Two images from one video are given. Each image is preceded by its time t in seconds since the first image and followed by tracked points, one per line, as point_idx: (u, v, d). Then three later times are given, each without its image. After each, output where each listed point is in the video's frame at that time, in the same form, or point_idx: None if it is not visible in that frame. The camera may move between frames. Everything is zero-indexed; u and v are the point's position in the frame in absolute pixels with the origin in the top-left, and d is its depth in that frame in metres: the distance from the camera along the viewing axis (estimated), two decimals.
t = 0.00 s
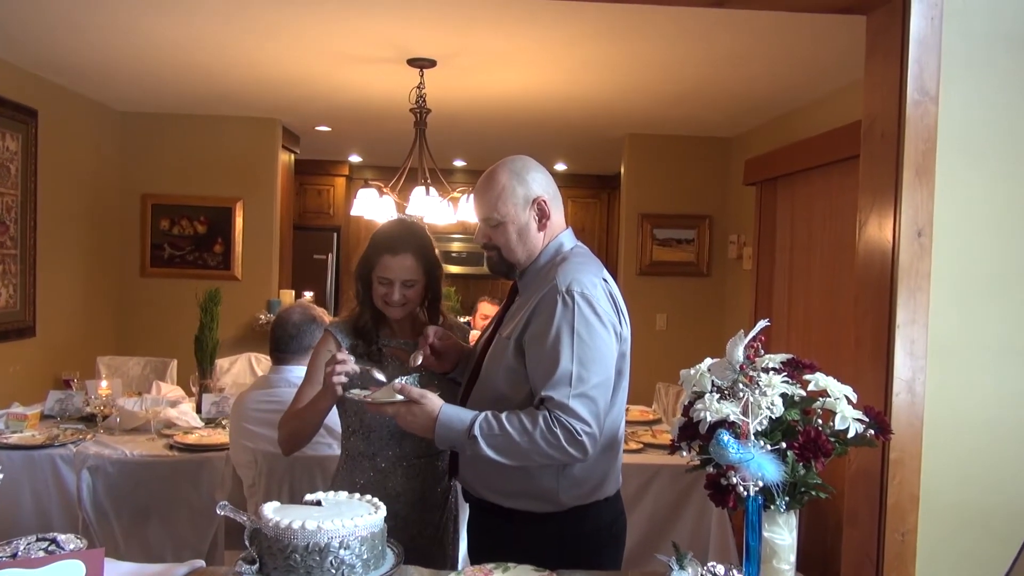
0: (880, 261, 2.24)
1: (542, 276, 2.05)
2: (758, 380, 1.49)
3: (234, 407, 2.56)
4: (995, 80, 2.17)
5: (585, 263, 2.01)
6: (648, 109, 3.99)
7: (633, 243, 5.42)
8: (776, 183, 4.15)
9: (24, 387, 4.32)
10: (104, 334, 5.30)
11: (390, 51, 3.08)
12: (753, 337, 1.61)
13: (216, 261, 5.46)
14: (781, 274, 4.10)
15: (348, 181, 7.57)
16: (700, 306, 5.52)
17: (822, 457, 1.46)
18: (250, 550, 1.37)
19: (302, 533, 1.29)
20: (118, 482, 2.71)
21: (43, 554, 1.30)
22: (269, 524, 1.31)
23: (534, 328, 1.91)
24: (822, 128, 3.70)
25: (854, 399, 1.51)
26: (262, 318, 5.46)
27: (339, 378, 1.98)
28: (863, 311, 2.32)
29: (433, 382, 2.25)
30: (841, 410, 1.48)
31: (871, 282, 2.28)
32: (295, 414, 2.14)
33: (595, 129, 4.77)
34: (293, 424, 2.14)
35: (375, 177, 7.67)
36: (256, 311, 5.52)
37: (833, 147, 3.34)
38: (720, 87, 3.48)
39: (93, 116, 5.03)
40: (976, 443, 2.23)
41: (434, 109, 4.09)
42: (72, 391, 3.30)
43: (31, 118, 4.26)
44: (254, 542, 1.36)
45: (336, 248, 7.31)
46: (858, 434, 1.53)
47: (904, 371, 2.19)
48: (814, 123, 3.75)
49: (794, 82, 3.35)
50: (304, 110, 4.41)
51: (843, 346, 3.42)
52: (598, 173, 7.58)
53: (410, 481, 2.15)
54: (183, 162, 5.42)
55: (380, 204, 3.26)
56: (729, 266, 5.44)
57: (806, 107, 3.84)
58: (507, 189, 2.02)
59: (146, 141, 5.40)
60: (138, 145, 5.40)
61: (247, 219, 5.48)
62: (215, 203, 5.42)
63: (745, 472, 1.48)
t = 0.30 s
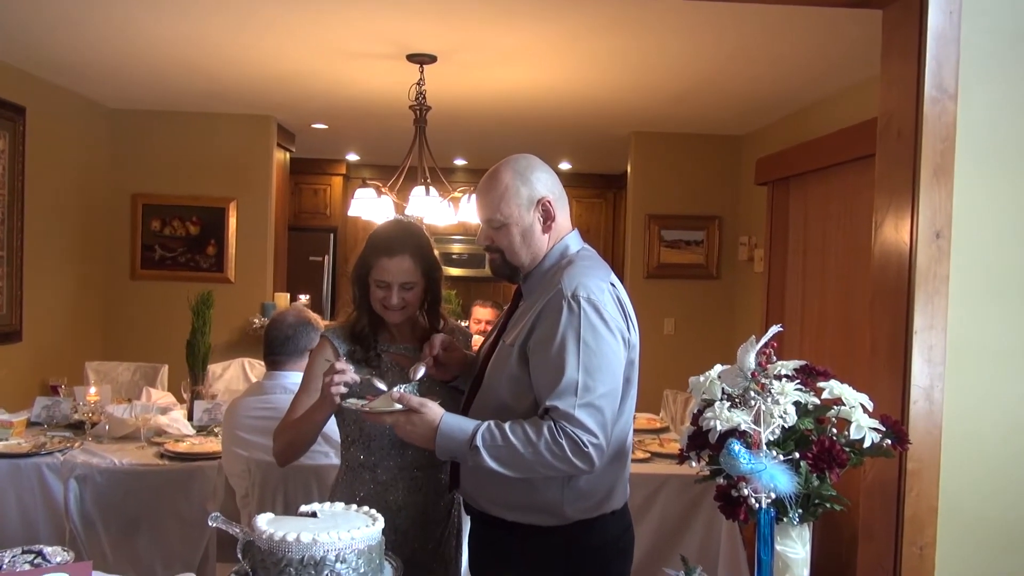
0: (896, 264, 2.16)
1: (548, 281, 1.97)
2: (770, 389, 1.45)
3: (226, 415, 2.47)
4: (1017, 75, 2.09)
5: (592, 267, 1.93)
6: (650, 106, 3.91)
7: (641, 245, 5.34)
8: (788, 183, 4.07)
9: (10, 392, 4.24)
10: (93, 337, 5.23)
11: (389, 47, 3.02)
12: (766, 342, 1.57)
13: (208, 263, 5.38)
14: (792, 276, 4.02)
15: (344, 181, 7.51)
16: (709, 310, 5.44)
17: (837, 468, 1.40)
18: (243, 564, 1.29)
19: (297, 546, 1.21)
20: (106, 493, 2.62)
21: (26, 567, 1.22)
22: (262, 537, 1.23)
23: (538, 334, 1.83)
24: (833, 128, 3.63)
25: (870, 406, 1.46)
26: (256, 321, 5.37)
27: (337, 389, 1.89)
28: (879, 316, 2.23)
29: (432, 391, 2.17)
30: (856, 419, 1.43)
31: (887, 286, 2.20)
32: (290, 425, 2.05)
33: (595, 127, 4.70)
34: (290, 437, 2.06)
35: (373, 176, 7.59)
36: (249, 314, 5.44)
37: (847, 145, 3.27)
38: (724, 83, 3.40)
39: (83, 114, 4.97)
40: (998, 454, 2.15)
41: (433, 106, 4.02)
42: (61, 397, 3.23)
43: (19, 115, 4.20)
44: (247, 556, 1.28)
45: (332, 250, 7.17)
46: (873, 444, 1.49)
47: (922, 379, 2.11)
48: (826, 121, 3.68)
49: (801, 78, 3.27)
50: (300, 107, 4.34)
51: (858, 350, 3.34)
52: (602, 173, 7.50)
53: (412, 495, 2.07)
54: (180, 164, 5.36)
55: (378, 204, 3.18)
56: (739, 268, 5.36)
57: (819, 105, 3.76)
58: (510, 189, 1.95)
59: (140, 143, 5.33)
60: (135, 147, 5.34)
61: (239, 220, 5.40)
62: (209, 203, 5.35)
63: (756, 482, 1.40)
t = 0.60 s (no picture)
0: (908, 269, 2.09)
1: (547, 288, 1.90)
2: (778, 400, 1.55)
3: (214, 428, 2.40)
4: None
5: (593, 274, 1.86)
6: (648, 106, 3.84)
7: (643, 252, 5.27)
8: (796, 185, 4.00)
9: None
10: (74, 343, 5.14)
11: (384, 46, 2.96)
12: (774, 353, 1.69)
13: (196, 269, 5.30)
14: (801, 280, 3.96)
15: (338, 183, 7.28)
16: (716, 316, 5.34)
17: (847, 480, 1.52)
18: None
19: (288, 564, 1.14)
20: (91, 508, 2.54)
21: None
22: (251, 555, 1.16)
23: (538, 343, 1.76)
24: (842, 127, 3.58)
25: (880, 418, 1.58)
26: (246, 330, 5.27)
27: (332, 405, 1.80)
28: (890, 322, 2.16)
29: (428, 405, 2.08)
30: (868, 430, 1.55)
31: (898, 292, 2.13)
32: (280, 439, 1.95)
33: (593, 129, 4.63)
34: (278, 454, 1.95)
35: (368, 178, 7.39)
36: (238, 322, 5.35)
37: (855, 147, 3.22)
38: (723, 82, 3.34)
39: (67, 116, 4.90)
40: (1016, 465, 2.07)
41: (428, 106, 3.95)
42: (43, 409, 3.14)
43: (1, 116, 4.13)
44: None
45: (325, 255, 7.00)
46: (884, 456, 1.59)
47: (936, 389, 2.03)
48: (834, 121, 3.62)
49: (803, 77, 3.22)
50: (293, 108, 4.27)
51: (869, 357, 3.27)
52: (603, 174, 7.37)
53: (410, 512, 1.98)
54: (172, 168, 5.28)
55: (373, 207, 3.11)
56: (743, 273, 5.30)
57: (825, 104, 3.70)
58: (508, 193, 1.88)
59: (128, 147, 5.26)
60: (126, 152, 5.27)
61: (229, 223, 5.31)
62: (195, 208, 5.26)
63: (764, 497, 1.50)
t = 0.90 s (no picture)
0: (921, 274, 2.02)
1: (548, 295, 1.83)
2: (787, 411, 1.51)
3: (204, 441, 2.33)
4: None
5: (595, 280, 1.78)
6: (648, 104, 3.76)
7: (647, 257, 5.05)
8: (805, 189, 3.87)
9: None
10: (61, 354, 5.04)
11: (379, 44, 2.90)
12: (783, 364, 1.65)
13: (184, 275, 5.17)
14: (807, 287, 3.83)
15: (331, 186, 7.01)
16: (723, 325, 5.11)
17: (859, 495, 1.47)
18: None
19: None
20: (76, 524, 2.46)
21: None
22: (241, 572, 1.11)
23: (538, 354, 1.69)
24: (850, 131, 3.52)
25: (893, 430, 1.53)
26: (237, 338, 5.10)
27: (322, 426, 1.71)
28: (903, 328, 2.08)
29: (421, 422, 2.00)
30: (881, 442, 1.50)
31: (911, 298, 2.05)
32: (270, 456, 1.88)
33: (594, 129, 4.54)
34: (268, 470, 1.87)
35: (362, 181, 7.14)
36: (228, 331, 5.19)
37: (862, 148, 3.16)
38: (727, 81, 3.27)
39: (58, 121, 4.84)
40: None
41: (423, 105, 3.85)
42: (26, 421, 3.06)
43: None
44: None
45: (318, 261, 6.79)
46: (899, 469, 1.54)
47: (950, 398, 1.96)
48: (847, 120, 3.56)
49: (811, 76, 3.16)
50: (285, 109, 4.19)
51: (880, 364, 3.21)
52: (606, 176, 7.13)
53: (405, 528, 1.91)
54: (160, 172, 5.15)
55: (367, 211, 3.05)
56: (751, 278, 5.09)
57: (836, 102, 3.64)
58: (506, 198, 1.81)
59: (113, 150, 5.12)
60: (112, 158, 5.13)
61: (219, 228, 5.19)
62: (186, 212, 5.13)
63: (773, 512, 1.47)
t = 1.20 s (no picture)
0: (933, 277, 1.95)
1: (547, 300, 1.76)
2: (795, 420, 1.45)
3: (192, 451, 2.27)
4: None
5: (595, 286, 1.73)
6: (648, 101, 3.67)
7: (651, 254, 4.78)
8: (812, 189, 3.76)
9: None
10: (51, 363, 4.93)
11: (372, 40, 2.85)
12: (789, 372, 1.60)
13: (171, 280, 4.86)
14: (818, 292, 3.72)
15: (322, 187, 6.75)
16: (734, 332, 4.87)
17: (869, 507, 1.42)
18: None
19: None
20: (59, 538, 2.38)
21: None
22: None
23: (535, 363, 1.65)
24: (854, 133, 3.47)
25: (905, 440, 1.48)
26: (225, 345, 4.79)
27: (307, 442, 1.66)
28: (915, 334, 2.01)
29: (413, 437, 1.92)
30: (892, 452, 1.44)
31: (923, 302, 1.99)
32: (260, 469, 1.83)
33: (593, 129, 4.44)
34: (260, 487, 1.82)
35: (355, 182, 6.87)
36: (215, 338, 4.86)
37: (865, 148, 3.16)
38: (730, 77, 3.20)
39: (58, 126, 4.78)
40: None
41: (416, 104, 3.79)
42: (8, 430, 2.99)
43: None
44: None
45: (310, 265, 6.57)
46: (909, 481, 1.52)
47: (964, 405, 1.89)
48: (856, 118, 3.50)
49: (815, 73, 3.11)
50: (270, 108, 4.15)
51: (890, 369, 3.14)
52: (608, 175, 6.81)
53: (397, 543, 1.84)
54: (145, 171, 4.84)
55: (359, 213, 2.98)
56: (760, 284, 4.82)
57: (842, 99, 3.58)
58: (503, 200, 1.74)
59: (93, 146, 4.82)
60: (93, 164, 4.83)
61: (207, 232, 4.87)
62: (173, 214, 4.83)
63: (781, 525, 1.42)
